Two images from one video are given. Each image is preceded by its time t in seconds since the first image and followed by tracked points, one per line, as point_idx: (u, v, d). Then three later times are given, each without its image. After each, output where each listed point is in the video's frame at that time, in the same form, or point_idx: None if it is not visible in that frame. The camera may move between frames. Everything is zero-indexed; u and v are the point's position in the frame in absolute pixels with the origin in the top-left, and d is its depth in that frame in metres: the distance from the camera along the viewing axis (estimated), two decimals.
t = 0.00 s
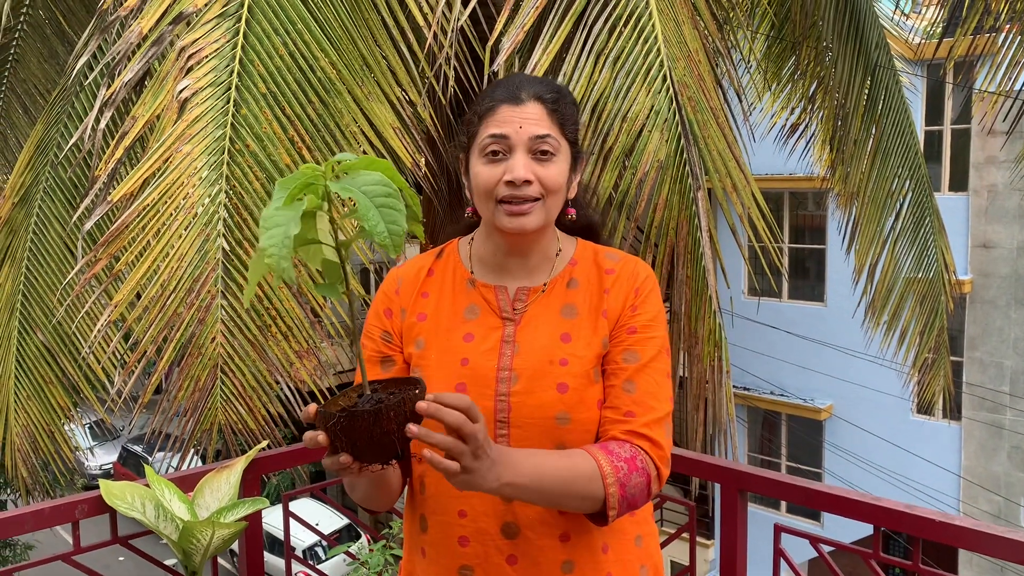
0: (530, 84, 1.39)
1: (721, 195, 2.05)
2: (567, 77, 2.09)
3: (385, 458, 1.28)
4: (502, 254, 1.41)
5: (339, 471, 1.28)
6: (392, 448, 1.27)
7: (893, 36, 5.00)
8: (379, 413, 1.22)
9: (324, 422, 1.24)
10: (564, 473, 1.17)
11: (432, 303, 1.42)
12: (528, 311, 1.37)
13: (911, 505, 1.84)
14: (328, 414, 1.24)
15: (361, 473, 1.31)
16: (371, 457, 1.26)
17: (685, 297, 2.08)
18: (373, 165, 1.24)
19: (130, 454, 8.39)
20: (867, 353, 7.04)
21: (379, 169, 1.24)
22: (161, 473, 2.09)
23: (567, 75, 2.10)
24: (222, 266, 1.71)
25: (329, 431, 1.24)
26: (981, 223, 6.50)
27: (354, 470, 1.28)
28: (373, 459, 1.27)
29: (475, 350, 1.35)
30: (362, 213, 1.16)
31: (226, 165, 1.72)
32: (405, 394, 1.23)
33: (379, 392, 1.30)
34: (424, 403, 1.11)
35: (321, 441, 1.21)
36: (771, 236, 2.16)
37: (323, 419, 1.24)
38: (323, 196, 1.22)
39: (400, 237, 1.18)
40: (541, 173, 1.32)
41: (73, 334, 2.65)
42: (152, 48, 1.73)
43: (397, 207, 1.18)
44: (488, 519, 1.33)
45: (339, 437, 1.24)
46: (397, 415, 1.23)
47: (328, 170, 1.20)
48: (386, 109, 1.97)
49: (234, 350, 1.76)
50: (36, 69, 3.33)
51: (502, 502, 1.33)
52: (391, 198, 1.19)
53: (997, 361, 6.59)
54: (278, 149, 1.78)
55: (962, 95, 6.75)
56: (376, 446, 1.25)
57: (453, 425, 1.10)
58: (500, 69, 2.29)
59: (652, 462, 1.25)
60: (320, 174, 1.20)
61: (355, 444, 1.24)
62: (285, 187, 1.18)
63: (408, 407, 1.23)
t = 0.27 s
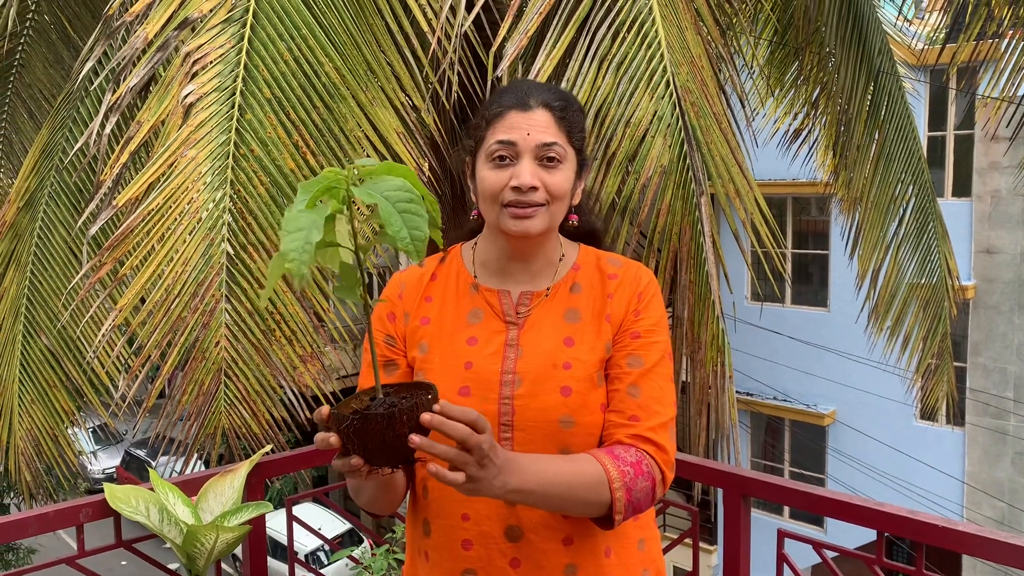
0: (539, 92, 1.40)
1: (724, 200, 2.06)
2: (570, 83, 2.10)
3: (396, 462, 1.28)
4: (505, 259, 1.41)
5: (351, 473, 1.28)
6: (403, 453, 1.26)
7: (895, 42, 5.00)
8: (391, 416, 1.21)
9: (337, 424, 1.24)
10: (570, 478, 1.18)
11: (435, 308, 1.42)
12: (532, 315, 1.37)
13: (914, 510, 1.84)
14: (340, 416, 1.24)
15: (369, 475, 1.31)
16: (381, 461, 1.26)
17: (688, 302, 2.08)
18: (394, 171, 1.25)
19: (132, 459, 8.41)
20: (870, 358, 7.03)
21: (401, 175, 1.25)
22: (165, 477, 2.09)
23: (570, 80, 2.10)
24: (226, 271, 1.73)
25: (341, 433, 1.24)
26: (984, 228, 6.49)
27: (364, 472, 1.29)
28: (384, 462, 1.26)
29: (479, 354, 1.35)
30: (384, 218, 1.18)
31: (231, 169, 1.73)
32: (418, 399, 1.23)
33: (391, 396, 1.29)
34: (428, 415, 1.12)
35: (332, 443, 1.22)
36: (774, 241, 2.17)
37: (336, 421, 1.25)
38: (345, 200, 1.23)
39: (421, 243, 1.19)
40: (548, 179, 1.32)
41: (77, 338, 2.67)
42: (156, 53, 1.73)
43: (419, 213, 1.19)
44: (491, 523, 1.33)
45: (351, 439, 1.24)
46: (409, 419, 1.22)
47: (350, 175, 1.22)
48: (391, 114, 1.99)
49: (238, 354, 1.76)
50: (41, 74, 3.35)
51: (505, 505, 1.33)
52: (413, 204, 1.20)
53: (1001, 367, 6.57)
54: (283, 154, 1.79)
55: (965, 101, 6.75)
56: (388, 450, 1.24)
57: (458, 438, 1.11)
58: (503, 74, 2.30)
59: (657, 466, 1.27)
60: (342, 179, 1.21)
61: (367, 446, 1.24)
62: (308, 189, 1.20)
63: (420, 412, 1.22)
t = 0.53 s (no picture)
0: (550, 97, 1.41)
1: (727, 204, 2.06)
2: (574, 86, 2.09)
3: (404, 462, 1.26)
4: (510, 262, 1.41)
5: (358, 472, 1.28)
6: (411, 453, 1.25)
7: (899, 47, 5.00)
8: (399, 416, 1.20)
9: (347, 423, 1.24)
10: (573, 481, 1.18)
11: (439, 310, 1.42)
12: (535, 318, 1.37)
13: (916, 515, 1.84)
14: (350, 415, 1.24)
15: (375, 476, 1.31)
16: (388, 461, 1.25)
17: (691, 307, 2.08)
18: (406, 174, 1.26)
19: (135, 461, 8.43)
20: (873, 363, 7.03)
21: (412, 177, 1.26)
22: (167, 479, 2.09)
23: (574, 84, 2.11)
24: (230, 273, 1.73)
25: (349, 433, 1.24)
26: (988, 233, 6.48)
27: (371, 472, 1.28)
28: (393, 461, 1.25)
29: (483, 356, 1.35)
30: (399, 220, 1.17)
31: (235, 172, 1.74)
32: (428, 399, 1.22)
33: (400, 395, 1.28)
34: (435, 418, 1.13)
35: (340, 441, 1.21)
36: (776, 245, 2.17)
37: (345, 419, 1.24)
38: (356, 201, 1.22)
39: (435, 245, 1.19)
40: (554, 183, 1.33)
41: (80, 341, 2.65)
42: (161, 56, 1.74)
43: (432, 215, 1.19)
44: (494, 524, 1.33)
45: (360, 438, 1.23)
46: (419, 419, 1.20)
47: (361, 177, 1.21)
48: (395, 117, 2.00)
49: (242, 357, 1.76)
50: (47, 77, 3.38)
51: (508, 507, 1.33)
52: (426, 206, 1.20)
53: (1005, 372, 6.55)
54: (287, 157, 1.79)
55: (969, 106, 6.75)
56: (395, 450, 1.23)
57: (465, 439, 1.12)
58: (507, 78, 2.31)
59: (658, 471, 1.27)
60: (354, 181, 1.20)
61: (375, 446, 1.23)
62: (320, 190, 1.18)
63: (429, 413, 1.21)
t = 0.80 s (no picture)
0: (545, 96, 1.42)
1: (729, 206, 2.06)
2: (577, 88, 2.09)
3: (403, 460, 1.29)
4: (513, 262, 1.41)
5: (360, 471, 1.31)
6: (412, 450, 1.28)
7: (903, 48, 5.00)
8: (399, 415, 1.23)
9: (346, 422, 1.26)
10: (586, 475, 1.19)
11: (443, 310, 1.42)
12: (540, 318, 1.37)
13: (919, 517, 1.83)
14: (350, 414, 1.26)
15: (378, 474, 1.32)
16: (389, 459, 1.28)
17: (693, 308, 2.08)
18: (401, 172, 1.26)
19: (138, 462, 8.44)
20: (876, 365, 7.01)
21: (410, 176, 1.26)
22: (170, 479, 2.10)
23: (577, 85, 2.11)
24: (233, 273, 1.73)
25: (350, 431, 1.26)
26: (991, 235, 6.46)
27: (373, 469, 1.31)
28: (392, 461, 1.29)
29: (487, 355, 1.35)
30: (393, 216, 1.18)
31: (238, 172, 1.74)
32: (427, 397, 1.25)
33: (400, 395, 1.31)
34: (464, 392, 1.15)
35: (341, 441, 1.23)
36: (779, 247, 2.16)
37: (345, 419, 1.26)
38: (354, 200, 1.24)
39: (429, 240, 1.19)
40: (555, 182, 1.33)
41: (84, 341, 2.66)
42: (165, 57, 1.74)
43: (426, 211, 1.19)
44: (498, 523, 1.33)
45: (360, 437, 1.26)
46: (417, 417, 1.24)
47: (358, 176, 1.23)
48: (398, 118, 1.99)
49: (245, 357, 1.77)
50: (50, 78, 3.39)
51: (511, 505, 1.33)
52: (421, 203, 1.20)
53: (1008, 375, 6.54)
54: (290, 158, 1.79)
55: (972, 108, 6.74)
56: (395, 448, 1.26)
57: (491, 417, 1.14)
58: (510, 79, 2.31)
59: (668, 470, 1.27)
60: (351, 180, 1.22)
61: (376, 445, 1.26)
62: (317, 189, 1.20)
63: (428, 411, 1.24)
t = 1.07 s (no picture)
0: (517, 95, 1.40)
1: (730, 205, 2.05)
2: (577, 87, 2.09)
3: (406, 461, 1.30)
4: (509, 264, 1.41)
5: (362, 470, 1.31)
6: (415, 451, 1.29)
7: (904, 48, 4.99)
8: (402, 415, 1.24)
9: (349, 423, 1.27)
10: (594, 471, 1.19)
11: (445, 311, 1.41)
12: (541, 317, 1.37)
13: (921, 517, 1.83)
14: (352, 415, 1.27)
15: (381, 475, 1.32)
16: (392, 460, 1.29)
17: (694, 308, 2.07)
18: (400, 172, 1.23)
19: (139, 462, 8.44)
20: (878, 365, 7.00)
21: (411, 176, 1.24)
22: (170, 480, 2.09)
23: (577, 84, 2.10)
24: (233, 273, 1.73)
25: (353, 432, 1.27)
26: (993, 235, 6.45)
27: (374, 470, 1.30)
28: (396, 460, 1.29)
29: (489, 355, 1.35)
30: (398, 217, 1.18)
31: (239, 172, 1.74)
32: (430, 397, 1.27)
33: (403, 396, 1.32)
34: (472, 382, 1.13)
35: (344, 441, 1.24)
36: (780, 246, 2.16)
37: (349, 419, 1.27)
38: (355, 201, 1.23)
39: (437, 238, 1.19)
40: (536, 181, 1.32)
41: (85, 341, 2.66)
42: (165, 56, 1.74)
43: (432, 209, 1.19)
44: (502, 522, 1.33)
45: (363, 437, 1.26)
46: (420, 416, 1.25)
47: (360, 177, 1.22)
48: (398, 117, 1.99)
49: (245, 357, 1.76)
50: (51, 78, 3.39)
51: (516, 504, 1.32)
52: (426, 201, 1.20)
53: (1010, 375, 6.53)
54: (291, 157, 1.79)
55: (974, 107, 6.73)
56: (398, 448, 1.27)
57: (495, 417, 1.12)
58: (510, 79, 2.30)
59: (677, 464, 1.27)
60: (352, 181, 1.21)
61: (378, 445, 1.27)
62: (318, 191, 1.19)
63: (432, 412, 1.26)
